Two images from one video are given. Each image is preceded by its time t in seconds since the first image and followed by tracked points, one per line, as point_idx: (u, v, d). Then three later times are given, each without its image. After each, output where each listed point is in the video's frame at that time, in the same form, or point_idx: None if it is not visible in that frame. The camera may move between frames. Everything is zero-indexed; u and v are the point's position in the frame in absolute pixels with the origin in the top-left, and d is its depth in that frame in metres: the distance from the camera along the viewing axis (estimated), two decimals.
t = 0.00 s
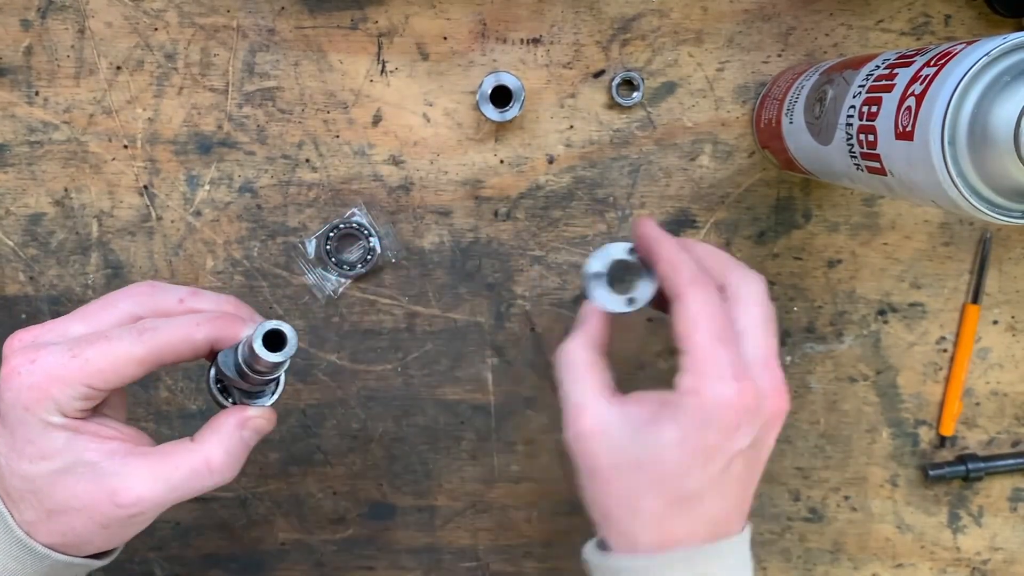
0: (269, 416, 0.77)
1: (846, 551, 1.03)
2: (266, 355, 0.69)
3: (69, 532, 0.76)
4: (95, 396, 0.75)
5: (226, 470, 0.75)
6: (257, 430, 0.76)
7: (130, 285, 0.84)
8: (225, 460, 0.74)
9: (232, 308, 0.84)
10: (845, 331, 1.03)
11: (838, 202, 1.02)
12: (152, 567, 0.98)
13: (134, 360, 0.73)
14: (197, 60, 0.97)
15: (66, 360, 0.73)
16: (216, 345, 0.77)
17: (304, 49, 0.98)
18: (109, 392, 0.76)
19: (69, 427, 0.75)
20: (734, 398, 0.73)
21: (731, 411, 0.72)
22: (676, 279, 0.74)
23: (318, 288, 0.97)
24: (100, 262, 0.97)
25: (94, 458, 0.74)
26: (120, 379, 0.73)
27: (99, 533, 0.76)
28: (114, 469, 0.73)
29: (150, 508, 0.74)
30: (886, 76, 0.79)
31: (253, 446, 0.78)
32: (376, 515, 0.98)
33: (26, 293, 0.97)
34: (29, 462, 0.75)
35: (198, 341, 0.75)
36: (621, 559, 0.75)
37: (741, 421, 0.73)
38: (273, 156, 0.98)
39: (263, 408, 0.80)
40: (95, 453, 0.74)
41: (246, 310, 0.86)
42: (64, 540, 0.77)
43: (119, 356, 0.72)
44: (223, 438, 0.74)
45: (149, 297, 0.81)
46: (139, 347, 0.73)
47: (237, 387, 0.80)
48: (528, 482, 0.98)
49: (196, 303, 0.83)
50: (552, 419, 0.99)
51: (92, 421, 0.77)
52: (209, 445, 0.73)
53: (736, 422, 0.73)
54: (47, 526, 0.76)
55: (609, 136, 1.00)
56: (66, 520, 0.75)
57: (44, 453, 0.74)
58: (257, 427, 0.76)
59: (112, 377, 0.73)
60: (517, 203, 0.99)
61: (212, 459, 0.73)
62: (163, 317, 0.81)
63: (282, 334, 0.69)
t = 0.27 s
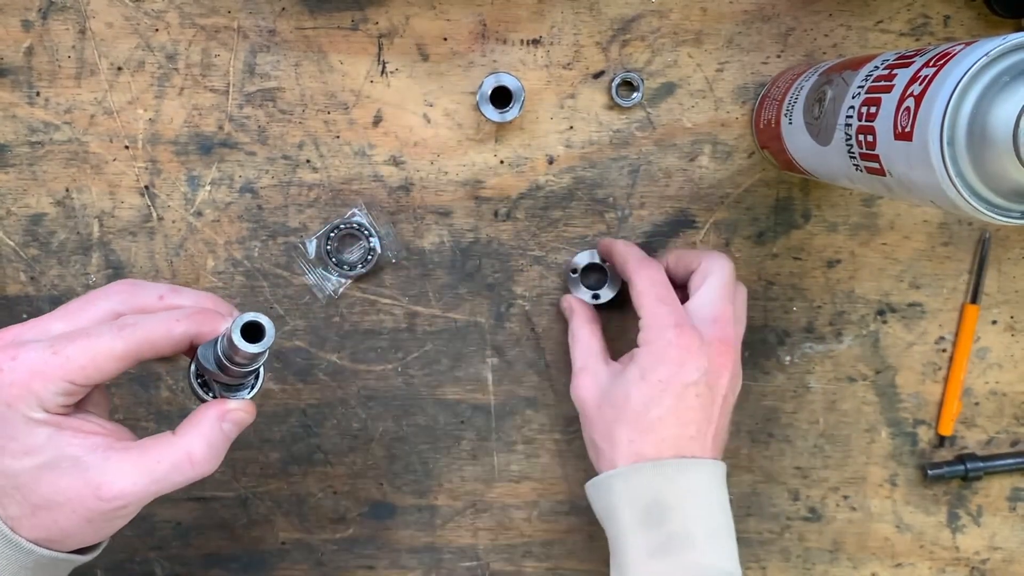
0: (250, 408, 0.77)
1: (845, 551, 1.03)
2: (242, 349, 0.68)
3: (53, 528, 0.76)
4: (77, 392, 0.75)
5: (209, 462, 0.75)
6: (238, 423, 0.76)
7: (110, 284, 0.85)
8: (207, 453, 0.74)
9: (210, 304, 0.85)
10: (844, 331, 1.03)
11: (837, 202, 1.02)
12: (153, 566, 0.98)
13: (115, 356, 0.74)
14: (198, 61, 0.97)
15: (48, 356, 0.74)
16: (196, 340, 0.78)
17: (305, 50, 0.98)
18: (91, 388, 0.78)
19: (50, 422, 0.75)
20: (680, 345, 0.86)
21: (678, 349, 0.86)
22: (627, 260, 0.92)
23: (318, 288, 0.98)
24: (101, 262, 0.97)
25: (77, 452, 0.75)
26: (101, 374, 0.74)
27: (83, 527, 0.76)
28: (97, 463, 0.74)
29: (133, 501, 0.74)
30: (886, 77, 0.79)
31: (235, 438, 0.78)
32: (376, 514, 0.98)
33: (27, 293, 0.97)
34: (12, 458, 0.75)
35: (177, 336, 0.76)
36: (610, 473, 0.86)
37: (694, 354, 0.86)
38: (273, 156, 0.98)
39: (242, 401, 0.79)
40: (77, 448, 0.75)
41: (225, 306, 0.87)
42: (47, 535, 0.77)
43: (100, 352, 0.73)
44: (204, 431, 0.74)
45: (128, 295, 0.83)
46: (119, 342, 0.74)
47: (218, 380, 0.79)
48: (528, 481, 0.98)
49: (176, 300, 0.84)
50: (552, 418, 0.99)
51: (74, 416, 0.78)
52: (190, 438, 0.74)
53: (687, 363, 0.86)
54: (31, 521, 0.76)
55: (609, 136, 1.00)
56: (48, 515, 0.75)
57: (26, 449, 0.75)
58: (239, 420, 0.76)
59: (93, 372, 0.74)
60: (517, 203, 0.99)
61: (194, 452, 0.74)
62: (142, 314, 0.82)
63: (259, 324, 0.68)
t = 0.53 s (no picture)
0: (239, 394, 0.77)
1: (845, 551, 1.03)
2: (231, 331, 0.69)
3: (47, 515, 0.75)
4: (69, 378, 0.76)
5: (199, 447, 0.75)
6: (229, 408, 0.76)
7: (101, 273, 0.85)
8: (197, 438, 0.74)
9: (200, 293, 0.85)
10: (844, 331, 1.03)
11: (837, 202, 1.02)
12: (153, 566, 0.98)
13: (107, 342, 0.74)
14: (199, 61, 0.97)
15: (40, 345, 0.74)
16: (185, 328, 0.79)
17: (305, 50, 0.98)
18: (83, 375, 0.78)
19: (42, 410, 0.76)
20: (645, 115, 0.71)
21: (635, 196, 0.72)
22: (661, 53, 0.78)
23: (318, 288, 0.98)
24: (101, 262, 0.97)
25: (69, 439, 0.75)
26: (92, 362, 0.75)
27: (77, 513, 0.75)
28: (89, 449, 0.74)
29: (125, 486, 0.74)
30: (885, 77, 0.79)
31: (225, 424, 0.78)
32: (377, 514, 0.98)
33: (27, 293, 0.97)
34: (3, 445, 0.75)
35: (167, 323, 0.77)
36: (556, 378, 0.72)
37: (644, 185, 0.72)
38: (273, 156, 0.98)
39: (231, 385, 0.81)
40: (69, 435, 0.75)
41: (215, 296, 0.87)
42: (41, 521, 0.76)
43: (93, 339, 0.74)
44: (194, 415, 0.74)
45: (118, 284, 0.83)
46: (110, 330, 0.74)
47: (207, 366, 0.81)
48: (528, 481, 0.98)
49: (166, 288, 0.84)
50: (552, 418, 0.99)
51: (66, 404, 0.78)
52: (180, 422, 0.74)
53: (655, 151, 0.73)
54: (25, 508, 0.75)
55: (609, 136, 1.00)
56: (42, 500, 0.75)
57: (19, 436, 0.75)
58: (229, 405, 0.76)
59: (84, 358, 0.75)
60: (517, 203, 0.99)
61: (184, 437, 0.74)
62: (133, 302, 0.82)
63: (246, 307, 0.70)
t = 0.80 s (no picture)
0: (232, 390, 0.77)
1: (845, 551, 1.03)
2: (223, 330, 0.69)
3: (42, 514, 0.75)
4: (60, 377, 0.76)
5: (193, 445, 0.75)
6: (222, 406, 0.77)
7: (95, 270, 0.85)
8: (191, 436, 0.74)
9: (195, 288, 0.84)
10: (844, 331, 1.03)
11: (836, 202, 1.02)
12: (153, 566, 0.98)
13: (96, 340, 0.74)
14: (199, 61, 0.98)
15: (30, 343, 0.74)
16: (178, 324, 0.77)
17: (305, 49, 0.98)
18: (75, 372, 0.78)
19: (33, 409, 0.76)
20: None
21: None
22: None
23: (318, 288, 0.98)
24: (101, 261, 0.97)
25: (63, 439, 0.74)
26: (83, 359, 0.75)
27: (71, 514, 0.75)
28: (83, 449, 0.74)
29: (119, 487, 0.73)
30: (885, 77, 0.79)
31: (218, 422, 0.78)
32: (376, 514, 0.98)
33: (27, 293, 0.97)
34: None
35: (158, 319, 0.76)
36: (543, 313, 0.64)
37: None
38: (273, 156, 0.98)
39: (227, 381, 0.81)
40: (63, 434, 0.75)
41: (210, 291, 0.86)
42: (37, 521, 0.76)
43: (80, 336, 0.74)
44: (189, 413, 0.74)
45: (111, 280, 0.82)
46: (101, 325, 0.74)
47: (203, 364, 0.82)
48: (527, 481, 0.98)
49: (160, 281, 0.83)
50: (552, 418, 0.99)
51: (57, 403, 0.78)
52: (174, 420, 0.73)
53: None
54: (20, 508, 0.75)
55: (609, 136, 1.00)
56: (37, 500, 0.74)
57: (12, 436, 0.75)
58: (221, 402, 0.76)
59: (74, 356, 0.74)
60: (517, 203, 0.99)
61: (178, 435, 0.73)
62: (126, 297, 0.81)
63: (236, 305, 0.70)
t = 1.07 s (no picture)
0: (194, 388, 0.75)
1: (845, 551, 1.02)
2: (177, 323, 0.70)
3: (5, 518, 0.74)
4: (22, 379, 0.76)
5: (156, 441, 0.73)
6: (184, 402, 0.74)
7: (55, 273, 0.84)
8: (152, 431, 0.73)
9: (153, 288, 0.84)
10: (844, 331, 1.03)
11: (837, 202, 1.02)
12: (153, 566, 0.98)
13: (57, 342, 0.74)
14: (198, 61, 0.97)
15: None
16: (136, 324, 0.78)
17: (305, 49, 0.98)
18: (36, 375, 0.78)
19: None
20: None
21: None
22: None
23: (318, 288, 0.97)
24: (100, 262, 0.97)
25: (25, 441, 0.74)
26: (43, 361, 0.75)
27: (37, 516, 0.74)
28: (45, 450, 0.73)
29: (84, 486, 0.73)
30: (886, 77, 0.79)
31: (182, 418, 0.76)
32: (376, 514, 0.98)
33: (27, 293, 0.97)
34: None
35: (117, 319, 0.76)
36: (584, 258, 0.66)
37: None
38: (273, 156, 0.98)
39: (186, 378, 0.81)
40: (24, 437, 0.74)
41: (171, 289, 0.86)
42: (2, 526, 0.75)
43: (41, 339, 0.74)
44: (149, 410, 0.73)
45: (69, 283, 0.81)
46: (60, 327, 0.74)
47: (160, 361, 0.82)
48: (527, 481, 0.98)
49: (118, 283, 0.82)
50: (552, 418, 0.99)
51: (19, 406, 0.78)
52: (132, 416, 0.72)
53: None
54: None
55: (609, 136, 1.00)
56: None
57: None
58: (182, 397, 0.74)
59: (35, 359, 0.74)
60: (517, 203, 0.99)
61: (138, 431, 0.72)
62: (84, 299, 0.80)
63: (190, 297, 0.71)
